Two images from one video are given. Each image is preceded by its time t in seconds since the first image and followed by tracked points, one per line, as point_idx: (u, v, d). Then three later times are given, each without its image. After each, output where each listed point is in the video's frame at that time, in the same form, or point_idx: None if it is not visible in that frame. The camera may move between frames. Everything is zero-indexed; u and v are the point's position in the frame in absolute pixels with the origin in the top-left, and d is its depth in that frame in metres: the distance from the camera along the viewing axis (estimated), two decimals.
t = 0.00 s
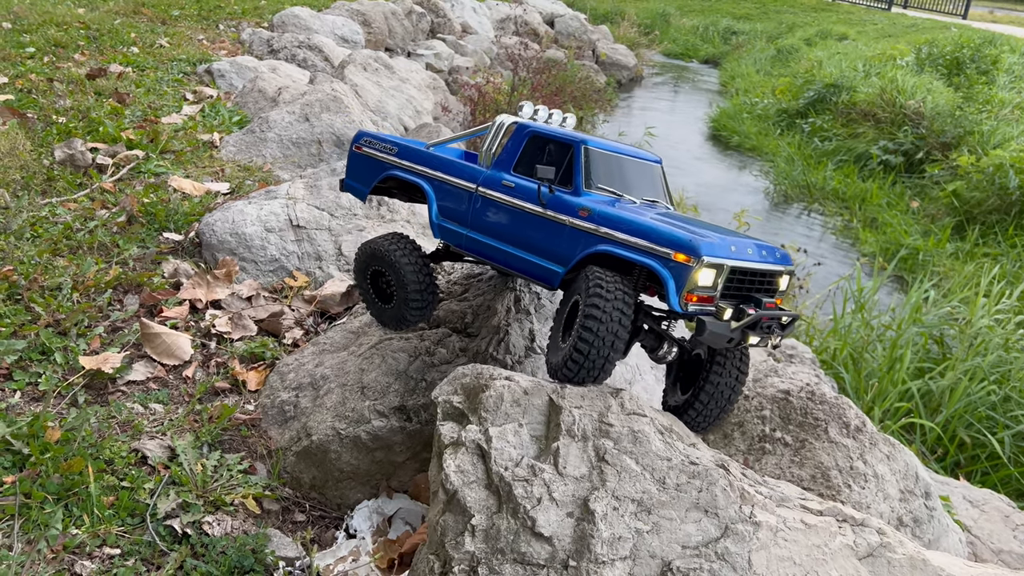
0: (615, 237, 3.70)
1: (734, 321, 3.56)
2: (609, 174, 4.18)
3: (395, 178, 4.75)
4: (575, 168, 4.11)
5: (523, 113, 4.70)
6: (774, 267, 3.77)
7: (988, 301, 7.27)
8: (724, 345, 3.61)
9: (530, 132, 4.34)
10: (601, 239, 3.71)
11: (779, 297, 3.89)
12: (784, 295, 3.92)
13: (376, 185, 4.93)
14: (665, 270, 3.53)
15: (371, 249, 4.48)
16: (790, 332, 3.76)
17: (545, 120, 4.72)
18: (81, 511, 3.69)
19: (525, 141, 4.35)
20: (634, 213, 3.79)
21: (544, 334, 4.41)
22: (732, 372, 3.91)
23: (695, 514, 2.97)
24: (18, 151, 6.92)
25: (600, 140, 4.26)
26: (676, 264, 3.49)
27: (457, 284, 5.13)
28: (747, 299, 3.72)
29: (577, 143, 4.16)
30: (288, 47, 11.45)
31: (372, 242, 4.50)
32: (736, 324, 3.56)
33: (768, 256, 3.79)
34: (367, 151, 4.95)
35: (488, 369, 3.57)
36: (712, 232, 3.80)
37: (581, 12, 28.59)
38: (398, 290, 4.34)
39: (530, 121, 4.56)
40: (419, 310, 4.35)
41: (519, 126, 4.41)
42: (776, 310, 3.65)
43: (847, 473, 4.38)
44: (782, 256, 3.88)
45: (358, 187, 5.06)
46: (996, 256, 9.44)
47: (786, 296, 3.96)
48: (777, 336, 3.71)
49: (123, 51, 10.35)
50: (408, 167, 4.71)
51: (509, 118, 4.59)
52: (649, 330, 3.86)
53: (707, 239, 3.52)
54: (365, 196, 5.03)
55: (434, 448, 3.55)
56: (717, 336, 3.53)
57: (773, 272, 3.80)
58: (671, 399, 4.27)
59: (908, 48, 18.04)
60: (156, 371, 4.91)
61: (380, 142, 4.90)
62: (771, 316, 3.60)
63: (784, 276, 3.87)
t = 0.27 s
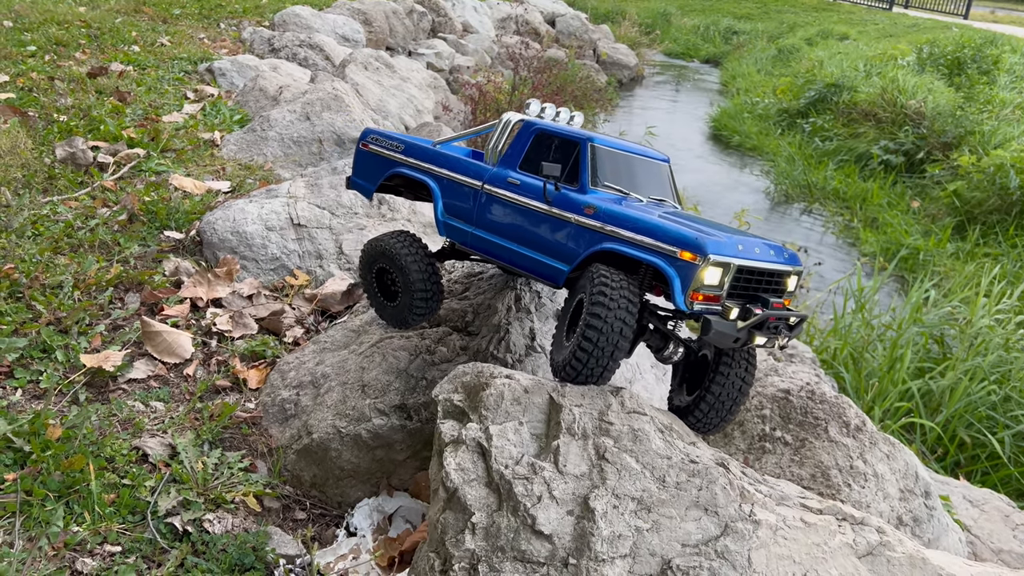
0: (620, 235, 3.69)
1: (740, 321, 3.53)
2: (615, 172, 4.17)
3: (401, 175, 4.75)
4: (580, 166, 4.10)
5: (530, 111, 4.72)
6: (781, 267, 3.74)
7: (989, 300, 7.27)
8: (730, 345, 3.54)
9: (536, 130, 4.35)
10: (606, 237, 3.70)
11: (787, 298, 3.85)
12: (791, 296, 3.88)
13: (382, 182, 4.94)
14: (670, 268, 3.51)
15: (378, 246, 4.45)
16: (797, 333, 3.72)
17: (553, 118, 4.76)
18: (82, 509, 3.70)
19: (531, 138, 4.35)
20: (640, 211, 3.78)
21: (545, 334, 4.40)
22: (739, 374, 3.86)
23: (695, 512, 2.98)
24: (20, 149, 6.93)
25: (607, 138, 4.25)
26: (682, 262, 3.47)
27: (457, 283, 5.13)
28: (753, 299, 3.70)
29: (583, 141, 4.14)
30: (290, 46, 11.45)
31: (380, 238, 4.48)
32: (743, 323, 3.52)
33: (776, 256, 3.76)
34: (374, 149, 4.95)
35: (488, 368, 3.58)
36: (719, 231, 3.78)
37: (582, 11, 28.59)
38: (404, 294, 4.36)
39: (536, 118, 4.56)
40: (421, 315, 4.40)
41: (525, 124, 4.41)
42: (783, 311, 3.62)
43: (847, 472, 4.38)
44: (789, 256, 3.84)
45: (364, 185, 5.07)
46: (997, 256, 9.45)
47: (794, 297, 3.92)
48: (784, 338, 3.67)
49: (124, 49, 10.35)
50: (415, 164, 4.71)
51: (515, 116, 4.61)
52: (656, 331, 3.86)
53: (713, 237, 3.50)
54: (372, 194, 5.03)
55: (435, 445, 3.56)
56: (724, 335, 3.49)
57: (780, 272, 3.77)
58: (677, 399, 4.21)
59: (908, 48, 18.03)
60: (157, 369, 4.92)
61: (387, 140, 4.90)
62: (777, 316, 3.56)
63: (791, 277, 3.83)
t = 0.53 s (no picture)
0: (625, 232, 3.68)
1: (746, 320, 3.50)
2: (620, 169, 4.18)
3: (407, 173, 4.74)
4: (586, 163, 4.11)
5: (536, 109, 4.69)
6: (789, 266, 3.71)
7: (989, 300, 7.27)
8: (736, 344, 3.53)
9: (543, 127, 4.37)
10: (611, 233, 3.69)
11: (793, 298, 3.82)
12: (799, 296, 3.85)
13: (388, 180, 4.93)
14: (676, 265, 3.50)
15: (388, 244, 4.42)
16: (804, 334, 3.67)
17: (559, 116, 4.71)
18: (83, 504, 3.71)
19: (538, 136, 4.37)
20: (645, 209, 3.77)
21: (546, 331, 4.40)
22: (744, 375, 3.84)
23: (695, 508, 2.99)
24: (21, 146, 6.94)
25: (614, 136, 4.26)
26: (688, 259, 3.46)
27: (458, 280, 5.14)
28: (759, 297, 3.67)
29: (590, 138, 4.17)
30: (291, 44, 11.45)
31: (392, 236, 4.45)
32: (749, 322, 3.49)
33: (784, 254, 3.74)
34: (380, 146, 4.95)
35: (489, 365, 3.59)
36: (726, 229, 3.76)
37: (583, 10, 28.59)
38: (409, 300, 4.38)
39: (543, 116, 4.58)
40: (423, 319, 4.45)
41: (532, 121, 4.42)
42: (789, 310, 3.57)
43: (846, 470, 4.39)
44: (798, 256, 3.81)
45: (371, 183, 5.07)
46: (997, 255, 9.45)
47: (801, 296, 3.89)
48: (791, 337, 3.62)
49: (125, 47, 10.35)
50: (421, 161, 4.70)
51: (522, 113, 4.58)
52: (661, 330, 3.80)
53: (719, 234, 3.49)
54: (378, 191, 5.02)
55: (435, 442, 3.57)
56: (729, 334, 3.46)
57: (788, 271, 3.74)
58: (682, 399, 4.24)
59: (909, 47, 18.02)
60: (158, 366, 4.93)
61: (394, 137, 4.90)
62: (784, 315, 3.50)
63: (800, 276, 3.79)
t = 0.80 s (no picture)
0: (631, 231, 3.66)
1: (753, 320, 3.45)
2: (627, 167, 4.16)
3: (414, 171, 4.73)
4: (593, 161, 4.10)
5: (545, 107, 4.69)
6: (797, 267, 3.68)
7: (990, 299, 7.26)
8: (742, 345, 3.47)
9: (550, 125, 4.34)
10: (617, 232, 3.67)
11: (802, 301, 3.78)
12: (808, 298, 3.82)
13: (395, 178, 4.92)
14: (682, 264, 3.48)
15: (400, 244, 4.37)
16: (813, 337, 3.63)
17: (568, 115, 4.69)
18: (84, 501, 3.71)
19: (545, 134, 4.35)
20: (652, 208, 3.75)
21: (546, 329, 4.41)
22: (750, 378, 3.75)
23: (695, 506, 3.00)
24: (22, 144, 6.94)
25: (622, 135, 4.24)
26: (694, 258, 3.44)
27: (459, 278, 5.14)
28: (767, 298, 3.65)
29: (597, 136, 4.13)
30: (291, 42, 11.44)
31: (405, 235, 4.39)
32: (756, 322, 3.44)
33: (792, 255, 3.70)
34: (388, 144, 4.93)
35: (489, 362, 3.60)
36: (733, 228, 3.74)
37: (584, 8, 28.58)
38: (408, 302, 4.43)
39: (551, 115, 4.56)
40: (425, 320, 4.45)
41: (539, 119, 4.40)
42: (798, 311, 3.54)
43: (846, 469, 4.39)
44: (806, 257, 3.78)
45: (377, 181, 5.05)
46: (998, 255, 9.44)
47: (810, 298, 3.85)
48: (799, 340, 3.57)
49: (126, 45, 10.35)
50: (428, 160, 4.68)
51: (529, 111, 4.56)
52: (667, 330, 3.76)
53: (727, 234, 3.46)
54: (385, 190, 5.01)
55: (436, 439, 3.57)
56: (735, 334, 3.42)
57: (796, 272, 3.70)
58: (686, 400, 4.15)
59: (911, 46, 18.00)
60: (159, 363, 4.94)
61: (401, 135, 4.89)
62: (792, 315, 3.47)
63: (808, 278, 3.75)
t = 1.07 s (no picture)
0: (635, 227, 3.60)
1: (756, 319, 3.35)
2: (632, 165, 4.14)
3: (420, 169, 4.70)
4: (598, 158, 4.08)
5: (550, 106, 4.64)
6: (804, 267, 3.60)
7: (990, 297, 7.27)
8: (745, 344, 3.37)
9: (556, 123, 4.35)
10: (621, 228, 3.62)
11: (808, 302, 3.69)
12: (814, 299, 3.72)
13: (401, 177, 4.90)
14: (686, 261, 3.42)
15: (411, 248, 4.28)
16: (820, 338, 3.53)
17: (575, 114, 4.64)
18: (85, 496, 3.73)
19: (552, 133, 4.34)
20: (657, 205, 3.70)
21: (546, 325, 4.42)
22: (753, 383, 3.67)
23: (693, 501, 3.02)
24: (23, 141, 6.95)
25: (627, 133, 4.22)
26: (698, 255, 3.38)
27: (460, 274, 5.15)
28: (773, 298, 3.57)
29: (602, 133, 4.15)
30: (292, 40, 11.45)
31: (417, 240, 4.29)
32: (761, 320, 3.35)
33: (798, 255, 3.63)
34: (394, 142, 4.89)
35: (489, 358, 3.61)
36: (739, 226, 3.68)
37: (585, 7, 28.59)
38: (406, 303, 4.44)
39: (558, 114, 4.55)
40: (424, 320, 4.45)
41: (545, 118, 4.40)
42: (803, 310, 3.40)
43: (846, 465, 4.40)
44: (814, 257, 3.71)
45: (383, 180, 5.01)
46: (998, 254, 9.44)
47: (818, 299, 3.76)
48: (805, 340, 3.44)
49: (127, 42, 10.36)
50: (433, 158, 4.65)
51: (535, 110, 4.58)
52: (671, 329, 3.70)
53: (731, 231, 3.41)
54: (391, 188, 4.98)
55: (435, 434, 3.59)
56: (739, 332, 3.33)
57: (803, 271, 3.62)
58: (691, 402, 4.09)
59: (912, 45, 18.01)
60: (160, 359, 4.95)
61: (408, 134, 4.86)
62: (797, 314, 3.33)
63: (815, 278, 3.67)
